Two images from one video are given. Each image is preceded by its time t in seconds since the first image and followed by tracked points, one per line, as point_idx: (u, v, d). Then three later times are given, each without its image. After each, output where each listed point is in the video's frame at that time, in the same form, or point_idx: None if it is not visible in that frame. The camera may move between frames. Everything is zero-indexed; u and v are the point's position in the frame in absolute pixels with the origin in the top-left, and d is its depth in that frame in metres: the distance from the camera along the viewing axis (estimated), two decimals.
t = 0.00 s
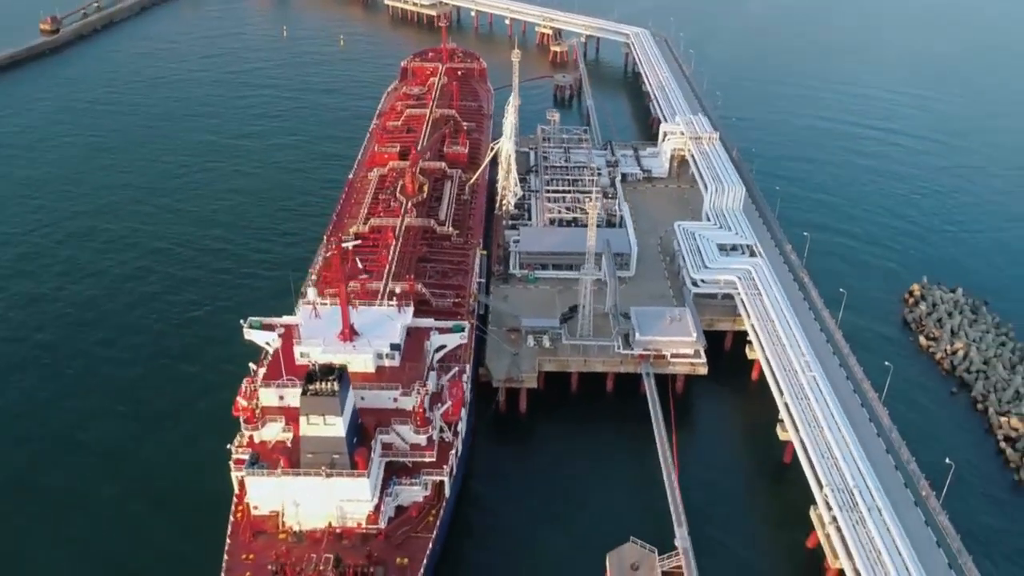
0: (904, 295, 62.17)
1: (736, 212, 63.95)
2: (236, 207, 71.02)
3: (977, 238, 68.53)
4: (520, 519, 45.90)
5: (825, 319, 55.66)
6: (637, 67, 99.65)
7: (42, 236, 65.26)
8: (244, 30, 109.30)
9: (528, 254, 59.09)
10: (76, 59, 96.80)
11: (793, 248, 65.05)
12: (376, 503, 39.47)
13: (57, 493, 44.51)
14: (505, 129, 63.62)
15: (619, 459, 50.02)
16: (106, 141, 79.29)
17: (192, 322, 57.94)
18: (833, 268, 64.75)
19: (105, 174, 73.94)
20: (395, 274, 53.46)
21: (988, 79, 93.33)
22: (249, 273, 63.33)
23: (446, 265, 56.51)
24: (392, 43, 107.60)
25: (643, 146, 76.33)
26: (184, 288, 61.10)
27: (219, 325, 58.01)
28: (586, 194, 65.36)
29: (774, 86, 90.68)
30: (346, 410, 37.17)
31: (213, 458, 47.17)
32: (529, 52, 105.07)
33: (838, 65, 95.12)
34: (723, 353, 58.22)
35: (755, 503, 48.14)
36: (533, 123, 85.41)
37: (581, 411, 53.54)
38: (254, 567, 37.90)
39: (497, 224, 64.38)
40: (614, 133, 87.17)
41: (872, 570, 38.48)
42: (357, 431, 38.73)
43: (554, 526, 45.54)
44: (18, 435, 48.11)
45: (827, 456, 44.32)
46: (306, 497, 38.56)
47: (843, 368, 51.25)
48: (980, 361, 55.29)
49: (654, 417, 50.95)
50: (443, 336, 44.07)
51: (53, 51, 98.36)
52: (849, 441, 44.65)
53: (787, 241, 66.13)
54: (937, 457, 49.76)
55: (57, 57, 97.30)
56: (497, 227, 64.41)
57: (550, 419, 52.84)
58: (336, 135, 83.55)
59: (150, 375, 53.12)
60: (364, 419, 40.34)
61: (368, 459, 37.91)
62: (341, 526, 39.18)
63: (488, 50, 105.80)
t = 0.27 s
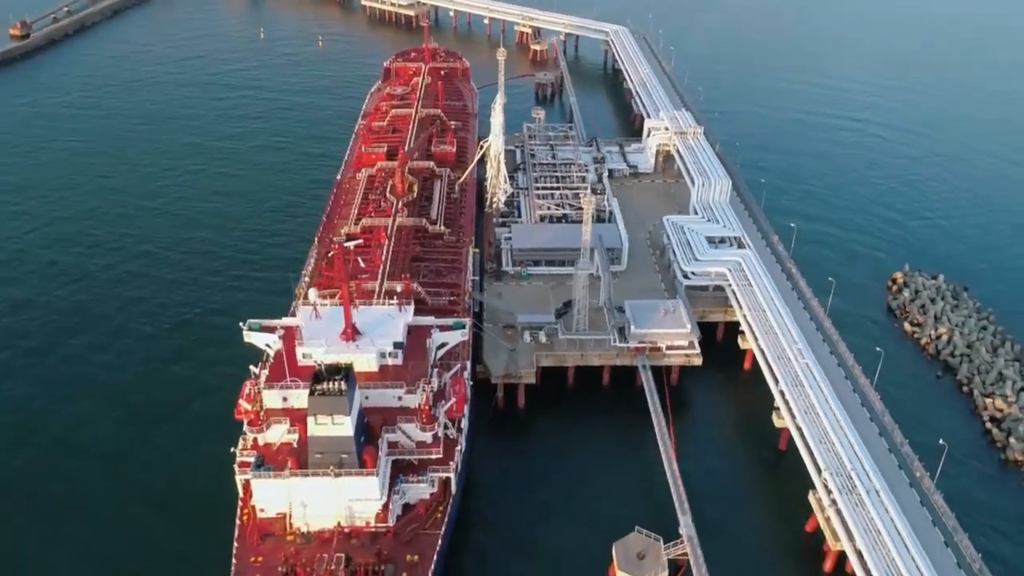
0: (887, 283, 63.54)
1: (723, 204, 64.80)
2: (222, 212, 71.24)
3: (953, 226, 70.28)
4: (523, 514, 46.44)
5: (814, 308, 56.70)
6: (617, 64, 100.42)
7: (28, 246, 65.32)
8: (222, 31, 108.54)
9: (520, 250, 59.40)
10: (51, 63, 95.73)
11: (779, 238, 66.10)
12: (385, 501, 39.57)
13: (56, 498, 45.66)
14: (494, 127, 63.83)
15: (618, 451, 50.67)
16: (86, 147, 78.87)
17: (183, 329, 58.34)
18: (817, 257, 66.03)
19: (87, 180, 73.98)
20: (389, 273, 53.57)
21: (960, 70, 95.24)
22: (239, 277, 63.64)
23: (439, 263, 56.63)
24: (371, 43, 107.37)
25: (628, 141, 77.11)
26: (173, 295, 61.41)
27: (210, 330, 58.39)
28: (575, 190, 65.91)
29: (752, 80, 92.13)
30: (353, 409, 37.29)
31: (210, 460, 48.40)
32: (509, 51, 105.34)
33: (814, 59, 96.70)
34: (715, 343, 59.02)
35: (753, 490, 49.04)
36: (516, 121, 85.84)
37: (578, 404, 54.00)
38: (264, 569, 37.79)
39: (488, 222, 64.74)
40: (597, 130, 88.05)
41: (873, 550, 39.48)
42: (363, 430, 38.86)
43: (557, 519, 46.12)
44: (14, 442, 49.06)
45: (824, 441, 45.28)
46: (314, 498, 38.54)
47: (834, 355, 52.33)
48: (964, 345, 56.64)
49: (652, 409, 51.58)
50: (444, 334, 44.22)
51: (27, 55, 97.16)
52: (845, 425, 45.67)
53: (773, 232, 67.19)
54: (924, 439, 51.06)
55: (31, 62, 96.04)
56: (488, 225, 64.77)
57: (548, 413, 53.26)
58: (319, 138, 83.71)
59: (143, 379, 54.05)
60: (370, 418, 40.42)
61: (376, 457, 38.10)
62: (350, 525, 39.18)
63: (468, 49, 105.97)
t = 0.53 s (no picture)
0: (873, 272, 64.74)
1: (712, 198, 65.53)
2: (209, 214, 70.60)
3: (933, 214, 71.77)
4: (528, 507, 46.80)
5: (806, 298, 57.63)
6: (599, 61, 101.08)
7: (11, 251, 64.29)
8: (200, 33, 107.43)
9: (514, 247, 59.67)
10: (26, 68, 94.16)
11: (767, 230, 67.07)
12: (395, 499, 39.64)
13: (55, 501, 45.22)
14: (484, 125, 64.01)
15: (618, 443, 51.20)
16: (66, 151, 77.69)
17: (176, 331, 57.79)
18: (803, 248, 67.19)
19: (69, 184, 72.88)
20: (387, 272, 53.55)
21: (934, 62, 97.21)
22: (229, 278, 63.14)
23: (435, 260, 56.55)
24: (352, 43, 106.90)
25: (614, 138, 77.76)
26: (163, 298, 60.77)
27: (203, 332, 57.90)
28: (566, 186, 66.43)
29: (733, 75, 93.28)
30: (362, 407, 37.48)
31: (209, 459, 48.19)
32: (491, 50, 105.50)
33: (792, 53, 98.09)
34: (709, 336, 59.78)
35: (753, 477, 49.83)
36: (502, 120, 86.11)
37: (578, 398, 54.42)
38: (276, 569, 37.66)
39: (480, 220, 65.01)
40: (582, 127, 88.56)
41: (876, 531, 40.29)
42: (372, 428, 39.04)
43: (562, 512, 46.54)
44: (9, 446, 48.45)
45: (823, 427, 46.11)
46: (324, 498, 38.51)
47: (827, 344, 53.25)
48: (949, 331, 57.94)
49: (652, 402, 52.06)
50: (447, 331, 44.32)
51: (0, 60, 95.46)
52: (842, 411, 46.53)
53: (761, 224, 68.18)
54: (915, 422, 52.21)
55: (4, 66, 94.33)
56: (480, 223, 65.04)
57: (548, 408, 53.61)
58: (304, 138, 83.19)
59: (137, 382, 53.52)
60: (377, 417, 40.55)
61: (386, 455, 38.24)
62: (360, 524, 39.14)
63: (449, 49, 105.91)
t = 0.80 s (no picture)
0: (861, 262, 65.88)
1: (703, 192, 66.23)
2: (198, 216, 70.00)
3: (917, 205, 73.11)
4: (535, 501, 47.15)
5: (799, 289, 58.47)
6: (583, 59, 101.60)
7: None
8: (180, 35, 106.39)
9: (510, 245, 59.94)
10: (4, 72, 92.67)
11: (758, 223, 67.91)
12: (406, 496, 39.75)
13: (56, 505, 44.74)
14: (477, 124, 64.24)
15: (619, 435, 51.70)
16: (49, 154, 76.60)
17: (170, 333, 57.29)
18: (792, 240, 68.22)
19: (54, 187, 71.91)
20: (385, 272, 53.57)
21: (912, 56, 98.94)
22: (222, 280, 62.68)
23: (433, 259, 56.48)
24: (335, 44, 106.49)
25: (603, 135, 78.34)
26: (156, 300, 60.19)
27: (199, 333, 57.45)
28: (558, 184, 66.91)
29: (716, 70, 94.31)
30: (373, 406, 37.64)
31: (210, 460, 47.92)
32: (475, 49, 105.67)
33: (773, 48, 99.34)
34: (705, 328, 60.54)
35: (753, 466, 50.58)
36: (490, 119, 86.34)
37: (578, 393, 54.85)
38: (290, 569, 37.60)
39: (475, 219, 65.24)
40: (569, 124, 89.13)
41: (880, 515, 41.20)
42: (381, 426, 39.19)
43: (568, 505, 46.94)
44: (6, 452, 47.81)
45: (823, 415, 46.94)
46: (335, 497, 38.48)
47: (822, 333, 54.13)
48: (938, 319, 59.15)
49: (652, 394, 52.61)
50: (452, 328, 44.51)
51: None
52: (841, 398, 47.39)
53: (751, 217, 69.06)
54: (908, 407, 53.26)
55: None
56: (475, 222, 65.25)
57: (549, 403, 53.98)
58: (291, 139, 82.67)
59: (134, 385, 53.00)
60: (386, 414, 40.68)
61: (397, 452, 38.28)
62: (372, 522, 39.17)
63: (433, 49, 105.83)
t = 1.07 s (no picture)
0: (852, 255, 66.81)
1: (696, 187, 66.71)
2: (190, 217, 69.52)
3: (904, 197, 74.25)
4: (541, 496, 47.44)
5: (795, 281, 59.16)
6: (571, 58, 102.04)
7: None
8: (165, 36, 105.51)
9: (508, 242, 60.16)
10: None
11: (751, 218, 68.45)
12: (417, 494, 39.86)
13: (59, 509, 44.36)
14: (472, 122, 64.35)
15: (621, 429, 52.11)
16: (36, 158, 75.72)
17: (167, 334, 56.91)
18: (783, 233, 69.07)
19: (43, 190, 71.10)
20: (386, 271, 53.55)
21: (894, 51, 100.34)
22: (218, 281, 62.34)
23: (431, 258, 56.34)
24: (322, 44, 106.09)
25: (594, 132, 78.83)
26: (151, 302, 59.75)
27: (196, 334, 57.10)
28: (554, 182, 67.28)
29: (703, 67, 95.14)
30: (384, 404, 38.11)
31: (213, 460, 47.73)
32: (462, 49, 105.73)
33: (759, 44, 100.28)
34: (702, 322, 61.17)
35: (755, 456, 51.19)
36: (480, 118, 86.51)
37: (580, 388, 55.18)
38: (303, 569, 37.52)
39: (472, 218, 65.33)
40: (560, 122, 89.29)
41: (883, 500, 41.89)
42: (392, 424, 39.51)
43: (575, 499, 47.25)
44: (5, 457, 47.28)
45: (823, 404, 47.59)
46: (347, 496, 38.49)
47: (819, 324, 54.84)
48: (929, 309, 60.16)
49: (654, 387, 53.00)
50: (458, 325, 44.74)
51: None
52: (841, 387, 48.07)
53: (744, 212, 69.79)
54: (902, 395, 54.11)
55: None
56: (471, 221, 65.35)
57: (551, 399, 54.28)
58: (281, 139, 82.25)
59: (133, 387, 52.60)
60: (396, 413, 40.86)
61: (409, 450, 38.35)
62: (383, 520, 39.18)
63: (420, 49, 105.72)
